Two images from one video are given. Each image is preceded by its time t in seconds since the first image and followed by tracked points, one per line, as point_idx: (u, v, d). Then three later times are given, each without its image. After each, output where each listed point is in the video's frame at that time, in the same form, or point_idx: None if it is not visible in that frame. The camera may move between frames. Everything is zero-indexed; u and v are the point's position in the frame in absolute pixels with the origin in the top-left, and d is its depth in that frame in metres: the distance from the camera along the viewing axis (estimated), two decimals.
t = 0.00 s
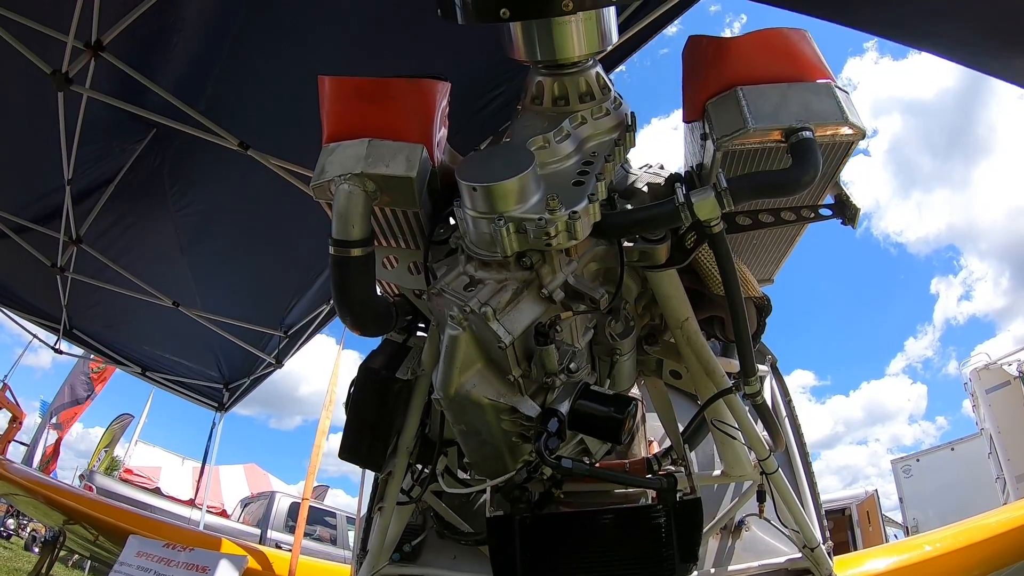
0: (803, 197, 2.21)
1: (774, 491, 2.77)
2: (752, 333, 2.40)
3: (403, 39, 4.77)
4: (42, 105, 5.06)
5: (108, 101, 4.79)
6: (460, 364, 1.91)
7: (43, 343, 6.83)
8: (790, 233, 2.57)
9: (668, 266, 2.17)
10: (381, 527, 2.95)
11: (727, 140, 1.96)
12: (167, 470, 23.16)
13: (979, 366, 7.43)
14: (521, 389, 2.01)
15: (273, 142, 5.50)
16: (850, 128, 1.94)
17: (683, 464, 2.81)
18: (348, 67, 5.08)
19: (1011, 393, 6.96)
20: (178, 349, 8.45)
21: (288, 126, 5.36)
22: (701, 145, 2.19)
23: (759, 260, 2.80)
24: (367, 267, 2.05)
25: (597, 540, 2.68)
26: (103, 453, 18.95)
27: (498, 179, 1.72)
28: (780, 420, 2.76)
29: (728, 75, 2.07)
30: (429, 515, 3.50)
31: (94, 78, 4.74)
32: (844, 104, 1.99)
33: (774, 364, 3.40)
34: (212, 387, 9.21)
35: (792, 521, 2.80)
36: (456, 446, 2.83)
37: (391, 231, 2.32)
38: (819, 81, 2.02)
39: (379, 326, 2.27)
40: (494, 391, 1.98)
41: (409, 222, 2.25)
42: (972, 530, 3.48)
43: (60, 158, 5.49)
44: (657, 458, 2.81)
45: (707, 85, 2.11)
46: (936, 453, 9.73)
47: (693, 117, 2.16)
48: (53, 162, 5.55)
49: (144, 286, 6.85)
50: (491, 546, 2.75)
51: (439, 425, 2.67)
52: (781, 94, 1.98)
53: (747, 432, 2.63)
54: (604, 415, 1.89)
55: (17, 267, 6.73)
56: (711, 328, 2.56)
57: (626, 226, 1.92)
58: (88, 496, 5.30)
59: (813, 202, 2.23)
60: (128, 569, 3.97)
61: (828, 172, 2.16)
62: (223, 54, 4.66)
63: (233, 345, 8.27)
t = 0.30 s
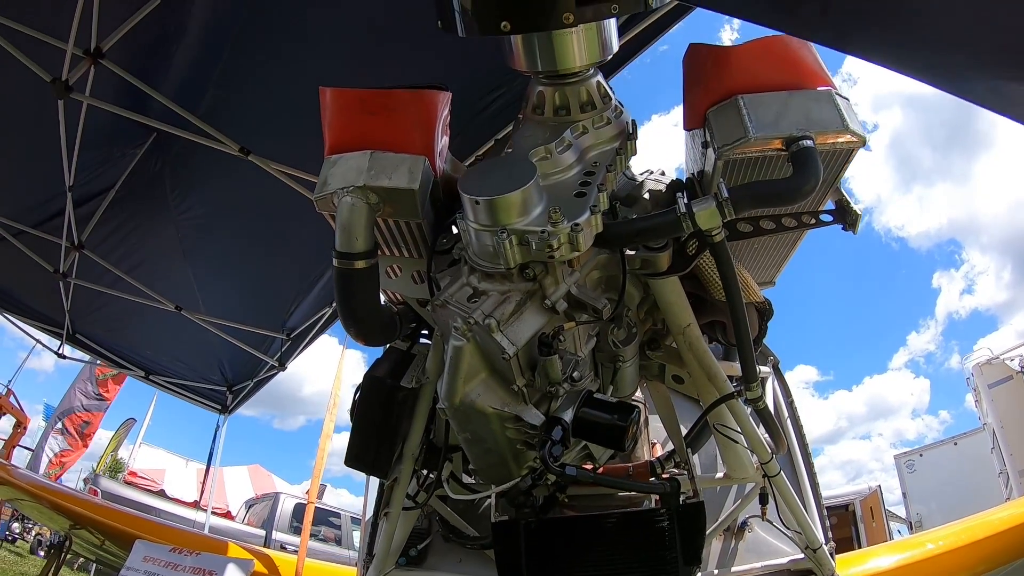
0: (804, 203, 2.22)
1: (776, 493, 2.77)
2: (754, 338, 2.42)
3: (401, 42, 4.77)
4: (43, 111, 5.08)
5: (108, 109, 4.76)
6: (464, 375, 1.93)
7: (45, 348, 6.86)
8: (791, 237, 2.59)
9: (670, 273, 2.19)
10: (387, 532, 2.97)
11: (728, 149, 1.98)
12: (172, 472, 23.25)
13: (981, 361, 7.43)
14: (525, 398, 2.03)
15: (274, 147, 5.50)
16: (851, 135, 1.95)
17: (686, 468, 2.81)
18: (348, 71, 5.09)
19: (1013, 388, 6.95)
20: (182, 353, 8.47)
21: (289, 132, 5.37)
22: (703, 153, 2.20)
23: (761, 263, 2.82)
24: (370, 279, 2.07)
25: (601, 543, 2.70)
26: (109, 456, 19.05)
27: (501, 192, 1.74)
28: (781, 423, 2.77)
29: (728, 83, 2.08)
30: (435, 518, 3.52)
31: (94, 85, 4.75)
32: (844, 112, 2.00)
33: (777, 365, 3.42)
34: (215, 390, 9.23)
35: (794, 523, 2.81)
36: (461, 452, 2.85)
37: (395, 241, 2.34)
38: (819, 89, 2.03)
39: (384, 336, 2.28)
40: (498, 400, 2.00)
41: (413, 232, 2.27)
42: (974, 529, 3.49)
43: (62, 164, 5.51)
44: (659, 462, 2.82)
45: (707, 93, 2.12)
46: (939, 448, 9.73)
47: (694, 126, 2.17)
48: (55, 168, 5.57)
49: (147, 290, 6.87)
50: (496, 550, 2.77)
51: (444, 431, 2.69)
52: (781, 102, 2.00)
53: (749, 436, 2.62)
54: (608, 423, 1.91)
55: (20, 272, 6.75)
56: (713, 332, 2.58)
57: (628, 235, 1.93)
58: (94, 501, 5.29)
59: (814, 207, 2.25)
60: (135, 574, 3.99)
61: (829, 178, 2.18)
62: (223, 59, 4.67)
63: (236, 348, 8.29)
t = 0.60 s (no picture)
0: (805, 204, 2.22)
1: (779, 493, 2.76)
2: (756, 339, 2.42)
3: (398, 41, 4.75)
4: (41, 114, 5.07)
5: (105, 114, 4.74)
6: (466, 383, 1.94)
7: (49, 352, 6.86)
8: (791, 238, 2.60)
9: (670, 277, 2.19)
10: (393, 535, 2.96)
11: (728, 153, 1.98)
12: (176, 472, 23.35)
13: (984, 350, 7.40)
14: (528, 404, 2.04)
15: (272, 149, 5.49)
16: (852, 138, 1.95)
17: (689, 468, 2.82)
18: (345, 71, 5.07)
19: (1016, 377, 6.94)
20: (185, 354, 8.49)
21: (288, 135, 5.36)
22: (703, 155, 2.19)
23: (762, 262, 2.82)
24: (371, 288, 2.07)
25: (605, 544, 2.71)
26: (114, 457, 19.11)
27: (500, 202, 1.74)
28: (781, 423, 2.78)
29: (728, 86, 2.07)
30: (440, 520, 3.52)
31: (91, 90, 4.73)
32: (845, 114, 1.99)
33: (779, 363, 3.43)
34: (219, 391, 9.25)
35: (797, 522, 2.81)
36: (465, 455, 2.85)
37: (396, 249, 2.34)
38: (820, 91, 2.02)
39: (386, 343, 2.29)
40: (501, 407, 2.00)
41: (413, 240, 2.27)
42: (976, 522, 3.48)
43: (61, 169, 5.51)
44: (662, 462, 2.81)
45: (707, 95, 2.11)
46: (942, 437, 9.74)
47: (694, 128, 2.17)
48: (54, 173, 5.57)
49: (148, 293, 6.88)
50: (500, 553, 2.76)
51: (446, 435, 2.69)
52: (782, 105, 1.99)
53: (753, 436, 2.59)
54: (611, 428, 1.91)
55: (21, 277, 6.76)
56: (715, 333, 2.58)
57: (628, 241, 1.93)
58: (100, 505, 5.29)
59: (815, 208, 2.25)
60: None
61: (830, 179, 2.18)
62: (220, 62, 4.65)
63: (239, 348, 8.30)
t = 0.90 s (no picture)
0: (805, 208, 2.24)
1: (781, 493, 2.79)
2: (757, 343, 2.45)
3: (394, 42, 4.75)
4: (39, 121, 5.08)
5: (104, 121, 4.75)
6: (471, 394, 1.96)
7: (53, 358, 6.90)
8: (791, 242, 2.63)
9: (671, 283, 2.22)
10: (400, 538, 2.94)
11: (728, 163, 1.99)
12: (182, 472, 23.46)
13: (987, 340, 7.37)
14: (532, 413, 2.06)
15: (271, 152, 5.49)
16: (852, 145, 1.96)
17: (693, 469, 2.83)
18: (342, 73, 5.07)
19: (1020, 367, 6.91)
20: (189, 356, 8.52)
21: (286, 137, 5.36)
22: (704, 162, 2.21)
23: (763, 264, 2.85)
24: (375, 301, 2.10)
25: (609, 547, 2.73)
26: (119, 459, 19.19)
27: (502, 217, 1.76)
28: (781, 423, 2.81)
29: (728, 94, 2.08)
30: (447, 523, 3.53)
31: (88, 97, 4.73)
32: (844, 121, 2.00)
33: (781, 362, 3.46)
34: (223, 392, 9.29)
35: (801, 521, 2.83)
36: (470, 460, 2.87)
37: (399, 259, 2.36)
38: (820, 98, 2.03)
39: (390, 353, 2.31)
40: (505, 417, 2.02)
41: (416, 251, 2.29)
42: (978, 515, 3.51)
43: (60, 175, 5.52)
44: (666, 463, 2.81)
45: (706, 103, 2.12)
46: (946, 427, 9.75)
47: (694, 136, 2.18)
48: (54, 180, 5.59)
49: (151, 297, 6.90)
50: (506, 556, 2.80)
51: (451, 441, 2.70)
52: (782, 113, 2.00)
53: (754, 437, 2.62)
54: (614, 436, 1.93)
55: (23, 283, 6.78)
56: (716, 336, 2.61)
57: (629, 251, 1.95)
58: (108, 510, 5.31)
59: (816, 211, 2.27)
60: None
61: (829, 184, 2.19)
62: (217, 66, 4.66)
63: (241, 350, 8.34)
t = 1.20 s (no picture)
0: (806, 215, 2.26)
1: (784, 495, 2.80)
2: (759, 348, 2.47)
3: (391, 45, 4.75)
4: (39, 130, 5.10)
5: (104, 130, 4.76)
6: (475, 406, 1.99)
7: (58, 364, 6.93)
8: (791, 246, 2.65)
9: (673, 292, 2.24)
10: (408, 543, 2.92)
11: (728, 173, 2.01)
12: (188, 473, 23.58)
13: (989, 332, 7.34)
14: (536, 424, 2.08)
15: (270, 157, 5.51)
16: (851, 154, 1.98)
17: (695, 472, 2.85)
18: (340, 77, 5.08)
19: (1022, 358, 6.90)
20: (193, 360, 8.57)
21: (286, 141, 5.38)
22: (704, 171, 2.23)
23: (762, 268, 2.88)
24: (379, 315, 2.14)
25: (613, 550, 2.75)
26: (124, 461, 19.27)
27: (504, 234, 1.78)
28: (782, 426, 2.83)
29: (726, 105, 2.09)
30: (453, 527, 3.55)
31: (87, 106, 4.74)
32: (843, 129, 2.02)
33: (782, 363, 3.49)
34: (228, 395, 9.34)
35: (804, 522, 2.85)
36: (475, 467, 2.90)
37: (402, 273, 2.39)
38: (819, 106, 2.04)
39: (395, 365, 2.34)
40: (510, 428, 2.05)
41: (419, 265, 2.31)
42: (981, 510, 3.48)
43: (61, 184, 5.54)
44: (669, 466, 2.84)
45: (706, 114, 2.13)
46: (950, 417, 9.75)
47: (694, 145, 2.20)
48: (55, 188, 5.61)
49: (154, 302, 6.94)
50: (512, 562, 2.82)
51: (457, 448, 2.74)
52: (781, 123, 2.02)
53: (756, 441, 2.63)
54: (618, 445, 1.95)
55: (26, 291, 6.81)
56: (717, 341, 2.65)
57: (630, 263, 1.97)
58: (115, 516, 5.34)
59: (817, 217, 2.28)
60: None
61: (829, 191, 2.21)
62: (215, 72, 4.68)
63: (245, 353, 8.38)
